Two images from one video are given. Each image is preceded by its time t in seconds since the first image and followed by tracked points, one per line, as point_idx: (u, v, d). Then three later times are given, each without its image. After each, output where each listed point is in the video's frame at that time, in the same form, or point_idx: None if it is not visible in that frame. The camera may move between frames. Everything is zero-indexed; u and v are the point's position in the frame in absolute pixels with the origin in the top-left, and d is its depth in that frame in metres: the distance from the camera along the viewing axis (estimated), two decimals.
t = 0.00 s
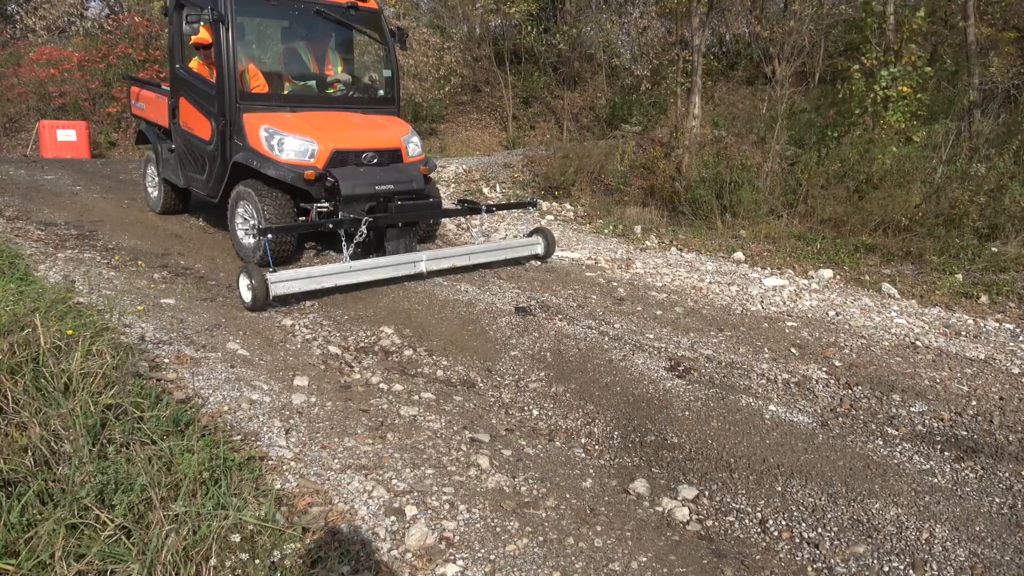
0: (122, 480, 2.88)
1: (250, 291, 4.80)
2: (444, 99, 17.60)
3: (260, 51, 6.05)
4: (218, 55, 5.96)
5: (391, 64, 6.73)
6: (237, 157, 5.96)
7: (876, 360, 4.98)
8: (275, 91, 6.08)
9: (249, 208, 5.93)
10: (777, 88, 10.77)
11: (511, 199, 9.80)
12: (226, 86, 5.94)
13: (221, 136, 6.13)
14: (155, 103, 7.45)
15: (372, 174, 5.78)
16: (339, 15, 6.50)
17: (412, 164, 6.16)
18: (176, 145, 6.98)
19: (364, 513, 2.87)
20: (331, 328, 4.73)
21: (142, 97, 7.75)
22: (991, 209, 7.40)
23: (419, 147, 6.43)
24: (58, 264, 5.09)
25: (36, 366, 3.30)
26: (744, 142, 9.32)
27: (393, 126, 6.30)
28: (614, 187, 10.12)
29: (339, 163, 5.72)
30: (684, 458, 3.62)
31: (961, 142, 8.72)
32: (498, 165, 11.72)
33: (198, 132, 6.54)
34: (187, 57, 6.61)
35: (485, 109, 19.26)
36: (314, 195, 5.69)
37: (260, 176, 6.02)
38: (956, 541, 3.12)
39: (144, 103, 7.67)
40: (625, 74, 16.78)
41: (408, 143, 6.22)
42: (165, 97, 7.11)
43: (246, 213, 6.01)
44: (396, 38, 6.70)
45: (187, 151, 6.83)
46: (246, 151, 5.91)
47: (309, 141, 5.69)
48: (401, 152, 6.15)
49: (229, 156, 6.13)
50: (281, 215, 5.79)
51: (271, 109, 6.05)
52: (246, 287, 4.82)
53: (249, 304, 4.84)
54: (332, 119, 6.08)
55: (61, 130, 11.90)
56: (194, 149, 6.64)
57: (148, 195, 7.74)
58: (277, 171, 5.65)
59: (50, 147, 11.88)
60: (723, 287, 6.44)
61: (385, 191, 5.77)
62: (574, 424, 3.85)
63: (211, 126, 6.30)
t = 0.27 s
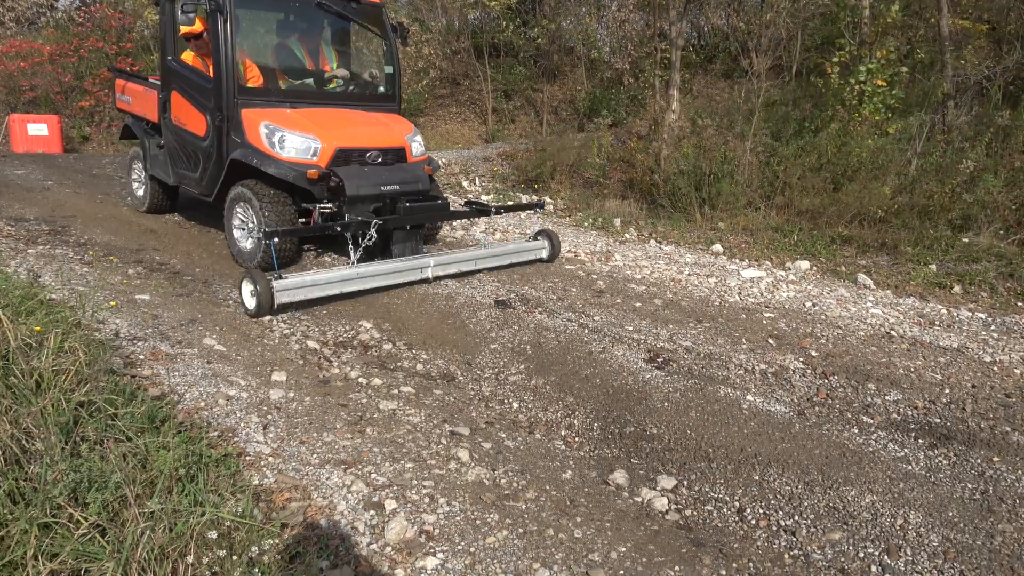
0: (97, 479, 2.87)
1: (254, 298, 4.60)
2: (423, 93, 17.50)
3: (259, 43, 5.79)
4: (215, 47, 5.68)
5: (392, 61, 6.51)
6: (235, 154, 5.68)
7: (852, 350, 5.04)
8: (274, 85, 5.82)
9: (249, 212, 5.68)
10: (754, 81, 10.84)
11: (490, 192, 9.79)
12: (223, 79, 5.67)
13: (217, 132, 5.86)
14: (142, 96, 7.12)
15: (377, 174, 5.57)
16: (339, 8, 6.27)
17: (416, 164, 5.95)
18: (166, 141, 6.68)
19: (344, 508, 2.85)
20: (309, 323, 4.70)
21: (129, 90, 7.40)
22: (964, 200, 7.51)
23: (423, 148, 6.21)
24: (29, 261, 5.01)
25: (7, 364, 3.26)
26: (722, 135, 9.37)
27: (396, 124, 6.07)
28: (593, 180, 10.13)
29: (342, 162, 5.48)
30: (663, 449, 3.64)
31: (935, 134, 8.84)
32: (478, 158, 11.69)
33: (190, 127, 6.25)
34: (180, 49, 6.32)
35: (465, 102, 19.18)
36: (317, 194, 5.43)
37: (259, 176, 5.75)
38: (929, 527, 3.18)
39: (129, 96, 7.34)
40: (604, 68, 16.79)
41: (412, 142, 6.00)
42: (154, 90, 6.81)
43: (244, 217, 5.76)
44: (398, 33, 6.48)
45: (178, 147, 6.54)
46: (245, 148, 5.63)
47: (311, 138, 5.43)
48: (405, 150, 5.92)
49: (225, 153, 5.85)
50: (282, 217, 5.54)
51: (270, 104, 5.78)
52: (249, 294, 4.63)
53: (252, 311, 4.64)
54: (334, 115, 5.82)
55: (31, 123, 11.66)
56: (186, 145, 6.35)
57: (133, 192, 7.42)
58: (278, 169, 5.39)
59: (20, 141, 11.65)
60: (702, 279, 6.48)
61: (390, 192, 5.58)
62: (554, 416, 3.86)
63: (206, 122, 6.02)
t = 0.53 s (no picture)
0: (69, 476, 2.83)
1: (255, 309, 4.34)
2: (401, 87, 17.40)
3: (252, 37, 5.53)
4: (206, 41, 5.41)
5: (391, 54, 6.24)
6: (230, 154, 5.44)
7: (827, 342, 5.11)
8: (269, 81, 5.56)
9: (245, 211, 5.45)
10: (731, 76, 10.91)
11: (469, 186, 9.76)
12: (216, 75, 5.41)
13: (211, 131, 5.60)
14: (127, 92, 6.82)
15: (379, 174, 5.35)
16: None
17: (419, 163, 5.73)
18: (154, 140, 6.41)
19: (321, 503, 2.85)
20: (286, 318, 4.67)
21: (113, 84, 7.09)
22: (936, 194, 7.62)
23: (424, 145, 5.98)
24: None
25: None
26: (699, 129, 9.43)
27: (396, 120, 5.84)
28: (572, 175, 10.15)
29: (343, 162, 5.25)
30: (641, 440, 3.67)
31: (908, 129, 8.96)
32: (457, 153, 11.65)
33: (181, 125, 5.99)
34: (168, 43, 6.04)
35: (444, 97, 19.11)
36: (317, 196, 5.21)
37: (256, 177, 5.51)
38: (902, 515, 3.24)
39: (112, 91, 7.06)
40: (583, 62, 16.80)
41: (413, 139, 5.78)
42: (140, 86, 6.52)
43: (239, 218, 5.53)
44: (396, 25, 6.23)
45: (167, 146, 6.26)
46: (241, 148, 5.40)
47: (310, 137, 5.21)
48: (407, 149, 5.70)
49: (219, 152, 5.60)
50: (280, 219, 5.31)
51: (266, 101, 5.53)
52: (249, 304, 4.37)
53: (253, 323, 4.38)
54: (332, 112, 5.59)
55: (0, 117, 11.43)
56: (175, 144, 6.09)
57: (119, 192, 7.14)
58: (277, 171, 5.16)
59: None
60: (680, 272, 6.52)
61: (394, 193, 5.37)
62: (533, 410, 3.87)
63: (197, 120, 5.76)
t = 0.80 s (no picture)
0: (37, 471, 2.80)
1: (262, 315, 4.13)
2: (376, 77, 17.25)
3: (241, 26, 5.30)
4: (194, 32, 5.18)
5: (383, 42, 6.03)
6: (223, 150, 5.21)
7: (799, 328, 5.18)
8: (260, 72, 5.34)
9: (239, 208, 5.25)
10: (705, 65, 10.96)
11: (444, 177, 9.73)
12: (205, 68, 5.19)
13: (201, 126, 5.37)
14: (106, 85, 6.53)
15: (381, 168, 5.12)
16: None
17: (420, 155, 5.51)
18: (138, 136, 6.13)
19: (296, 495, 2.85)
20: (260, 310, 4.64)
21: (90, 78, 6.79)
22: (906, 181, 7.74)
23: (424, 135, 5.75)
24: None
25: None
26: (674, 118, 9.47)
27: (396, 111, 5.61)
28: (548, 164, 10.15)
29: (344, 156, 5.04)
30: (616, 426, 3.70)
31: (879, 117, 9.08)
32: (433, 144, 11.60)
33: (167, 120, 5.73)
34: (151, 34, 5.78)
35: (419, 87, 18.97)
36: (317, 194, 4.95)
37: (252, 173, 5.27)
38: (871, 496, 3.31)
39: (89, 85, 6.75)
40: (558, 51, 16.77)
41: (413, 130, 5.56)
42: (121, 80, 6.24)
43: (234, 217, 5.33)
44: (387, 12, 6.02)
45: (152, 142, 5.99)
46: (234, 144, 5.17)
47: (308, 131, 4.99)
48: (408, 141, 5.48)
49: (211, 149, 5.37)
50: (280, 218, 5.09)
51: (257, 94, 5.31)
52: (256, 311, 4.15)
53: (260, 329, 4.16)
54: (328, 104, 5.37)
55: None
56: (162, 140, 5.83)
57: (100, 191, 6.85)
58: (274, 167, 4.93)
59: None
60: (655, 261, 6.56)
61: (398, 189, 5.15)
62: (509, 398, 3.88)
63: (186, 114, 5.51)
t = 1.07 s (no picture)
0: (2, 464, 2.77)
1: (276, 319, 3.93)
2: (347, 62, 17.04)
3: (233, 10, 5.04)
4: (185, 16, 4.92)
5: (381, 28, 5.77)
6: (217, 140, 4.96)
7: (770, 309, 5.24)
8: (255, 58, 5.09)
9: (234, 200, 4.99)
10: (677, 49, 10.98)
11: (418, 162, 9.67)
12: (199, 53, 4.93)
13: (194, 115, 5.13)
14: (86, 71, 6.24)
15: (385, 159, 4.88)
16: None
17: (423, 146, 5.27)
18: (124, 125, 5.86)
19: (269, 482, 2.83)
20: (230, 297, 4.59)
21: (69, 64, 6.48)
22: (875, 163, 7.83)
23: (426, 126, 5.51)
24: None
25: None
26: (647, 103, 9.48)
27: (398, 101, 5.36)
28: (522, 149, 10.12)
29: (346, 148, 4.80)
30: (590, 409, 3.73)
31: (848, 100, 9.17)
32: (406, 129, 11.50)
33: (157, 109, 5.48)
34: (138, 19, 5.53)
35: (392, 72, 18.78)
36: (318, 186, 4.70)
37: (249, 165, 5.03)
38: (839, 473, 3.37)
39: (68, 71, 6.48)
40: (532, 35, 16.69)
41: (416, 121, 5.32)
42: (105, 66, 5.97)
43: (231, 213, 5.06)
44: None
45: (139, 132, 5.73)
46: (230, 134, 4.92)
47: (308, 121, 4.74)
48: (411, 132, 5.24)
49: (206, 138, 5.13)
50: (281, 212, 4.82)
51: (253, 82, 5.06)
52: (271, 314, 3.95)
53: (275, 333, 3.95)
54: (328, 93, 5.12)
55: None
56: (150, 130, 5.57)
57: (80, 184, 6.56)
58: (273, 159, 4.68)
59: None
60: (629, 245, 6.59)
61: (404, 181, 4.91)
62: (483, 383, 3.89)
63: (176, 103, 5.26)
